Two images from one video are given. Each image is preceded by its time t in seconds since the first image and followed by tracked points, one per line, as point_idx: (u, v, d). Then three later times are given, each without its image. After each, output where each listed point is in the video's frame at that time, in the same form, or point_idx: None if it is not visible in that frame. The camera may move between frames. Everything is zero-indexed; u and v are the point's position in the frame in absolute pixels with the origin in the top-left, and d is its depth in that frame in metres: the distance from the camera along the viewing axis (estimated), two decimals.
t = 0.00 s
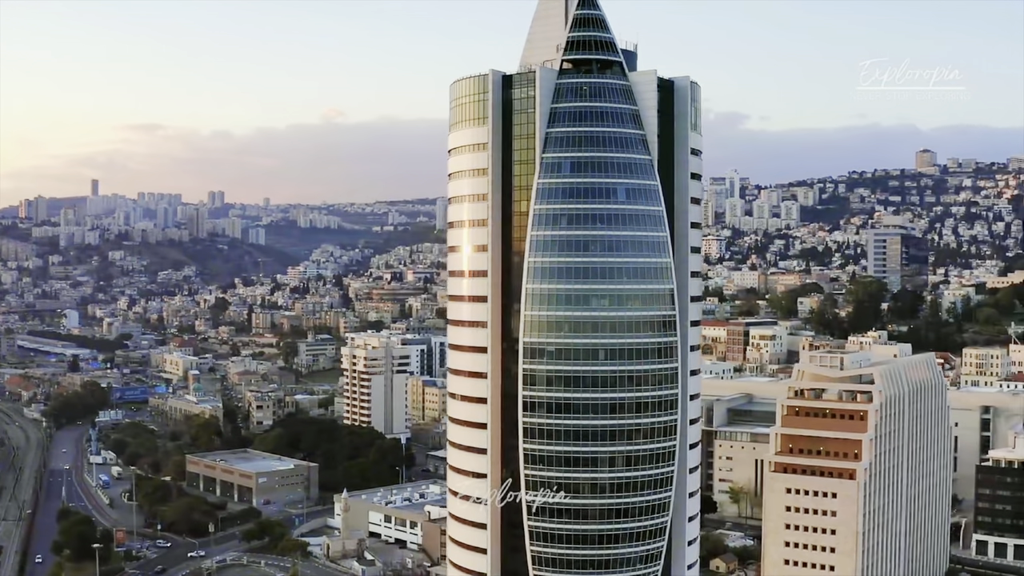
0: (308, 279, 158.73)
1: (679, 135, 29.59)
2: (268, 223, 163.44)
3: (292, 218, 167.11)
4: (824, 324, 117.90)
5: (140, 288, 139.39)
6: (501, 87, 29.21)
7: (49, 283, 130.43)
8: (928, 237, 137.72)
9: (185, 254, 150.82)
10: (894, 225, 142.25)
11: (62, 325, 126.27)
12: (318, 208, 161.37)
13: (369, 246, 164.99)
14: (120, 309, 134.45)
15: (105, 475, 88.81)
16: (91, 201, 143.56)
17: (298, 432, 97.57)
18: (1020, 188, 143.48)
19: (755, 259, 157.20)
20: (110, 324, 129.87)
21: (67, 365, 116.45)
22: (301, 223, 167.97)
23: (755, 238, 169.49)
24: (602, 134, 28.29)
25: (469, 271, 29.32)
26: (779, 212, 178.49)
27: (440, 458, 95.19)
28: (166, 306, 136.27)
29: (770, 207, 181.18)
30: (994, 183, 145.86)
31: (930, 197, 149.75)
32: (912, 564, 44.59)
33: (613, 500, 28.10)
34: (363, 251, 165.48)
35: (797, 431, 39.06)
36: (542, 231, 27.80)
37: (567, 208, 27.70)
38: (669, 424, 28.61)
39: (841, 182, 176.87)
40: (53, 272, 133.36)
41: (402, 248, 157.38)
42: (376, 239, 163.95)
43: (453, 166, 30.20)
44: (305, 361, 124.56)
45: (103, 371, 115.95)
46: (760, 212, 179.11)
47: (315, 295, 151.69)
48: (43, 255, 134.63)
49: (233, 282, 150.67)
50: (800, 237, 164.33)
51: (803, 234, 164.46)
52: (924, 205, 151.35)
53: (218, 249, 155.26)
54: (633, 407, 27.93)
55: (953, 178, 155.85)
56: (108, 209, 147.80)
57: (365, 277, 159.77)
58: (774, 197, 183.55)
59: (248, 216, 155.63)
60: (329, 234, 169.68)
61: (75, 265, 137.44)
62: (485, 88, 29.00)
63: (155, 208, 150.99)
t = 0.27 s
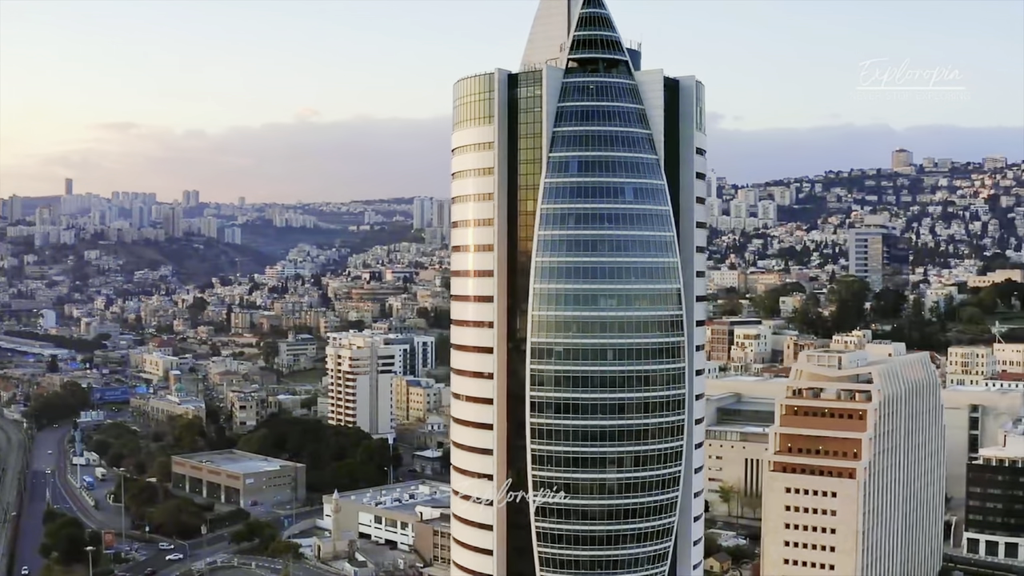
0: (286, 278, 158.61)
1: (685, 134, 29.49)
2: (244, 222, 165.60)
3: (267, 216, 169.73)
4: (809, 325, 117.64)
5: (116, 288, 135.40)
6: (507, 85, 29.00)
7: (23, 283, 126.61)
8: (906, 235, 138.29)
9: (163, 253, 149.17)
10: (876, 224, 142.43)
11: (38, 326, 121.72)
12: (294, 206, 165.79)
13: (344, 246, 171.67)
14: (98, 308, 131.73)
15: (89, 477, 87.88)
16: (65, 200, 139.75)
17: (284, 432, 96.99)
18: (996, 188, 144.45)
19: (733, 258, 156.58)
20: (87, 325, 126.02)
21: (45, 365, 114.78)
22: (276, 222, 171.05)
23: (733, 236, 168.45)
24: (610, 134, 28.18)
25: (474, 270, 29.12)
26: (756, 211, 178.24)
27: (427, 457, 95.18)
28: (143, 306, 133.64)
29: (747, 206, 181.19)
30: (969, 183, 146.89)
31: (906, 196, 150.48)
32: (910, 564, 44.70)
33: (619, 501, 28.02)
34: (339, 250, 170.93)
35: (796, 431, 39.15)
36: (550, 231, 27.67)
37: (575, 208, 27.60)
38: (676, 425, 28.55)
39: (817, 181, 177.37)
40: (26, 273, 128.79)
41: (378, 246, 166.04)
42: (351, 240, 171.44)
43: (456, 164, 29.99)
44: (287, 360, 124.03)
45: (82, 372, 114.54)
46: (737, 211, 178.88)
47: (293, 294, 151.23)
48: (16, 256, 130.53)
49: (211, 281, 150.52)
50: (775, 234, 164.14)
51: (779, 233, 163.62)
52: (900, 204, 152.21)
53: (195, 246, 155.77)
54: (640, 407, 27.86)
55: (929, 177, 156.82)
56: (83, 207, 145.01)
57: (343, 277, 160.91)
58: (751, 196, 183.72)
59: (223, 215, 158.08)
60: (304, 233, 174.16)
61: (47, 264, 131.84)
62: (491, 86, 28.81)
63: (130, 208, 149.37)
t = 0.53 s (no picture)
0: (264, 278, 158.24)
1: (691, 134, 29.39)
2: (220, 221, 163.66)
3: (243, 216, 168.73)
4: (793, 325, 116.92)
5: (93, 288, 133.70)
6: (512, 85, 28.79)
7: None
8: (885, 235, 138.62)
9: (139, 253, 147.87)
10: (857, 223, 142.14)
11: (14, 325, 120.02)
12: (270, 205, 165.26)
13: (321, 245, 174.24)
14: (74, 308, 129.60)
15: (73, 478, 86.91)
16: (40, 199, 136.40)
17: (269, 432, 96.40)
18: (971, 189, 145.50)
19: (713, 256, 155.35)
20: (65, 325, 124.09)
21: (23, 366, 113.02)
22: (251, 220, 170.17)
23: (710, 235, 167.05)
24: (617, 133, 28.06)
25: (479, 270, 28.93)
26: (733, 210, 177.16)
27: (413, 457, 95.07)
28: (121, 306, 132.32)
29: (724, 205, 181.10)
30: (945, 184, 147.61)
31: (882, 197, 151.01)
32: (906, 563, 44.86)
33: (626, 502, 27.96)
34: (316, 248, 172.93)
35: (795, 430, 39.37)
36: (557, 231, 27.55)
37: (583, 208, 27.49)
38: (683, 425, 28.53)
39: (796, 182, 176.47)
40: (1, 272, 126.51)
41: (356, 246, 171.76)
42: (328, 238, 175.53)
43: (460, 163, 29.80)
44: (267, 360, 123.28)
45: (61, 372, 113.01)
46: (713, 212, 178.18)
47: (272, 294, 150.76)
48: None
49: (187, 280, 149.56)
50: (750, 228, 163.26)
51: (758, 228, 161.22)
52: (876, 204, 152.82)
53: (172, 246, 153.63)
54: (647, 407, 27.82)
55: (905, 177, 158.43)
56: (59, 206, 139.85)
57: (322, 277, 162.52)
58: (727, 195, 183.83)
59: (198, 215, 155.46)
60: (280, 233, 174.53)
61: (24, 263, 130.04)
62: (497, 85, 28.61)
63: (105, 207, 146.39)
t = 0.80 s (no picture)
0: (241, 278, 156.90)
1: (695, 134, 29.28)
2: (196, 220, 159.88)
3: (217, 216, 162.89)
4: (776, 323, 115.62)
5: (68, 287, 132.04)
6: (518, 83, 28.56)
7: None
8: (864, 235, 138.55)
9: (114, 253, 145.86)
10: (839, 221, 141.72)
11: None
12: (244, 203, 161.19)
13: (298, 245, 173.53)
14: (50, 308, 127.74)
15: (56, 480, 86.07)
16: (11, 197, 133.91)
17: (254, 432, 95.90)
18: (946, 189, 146.40)
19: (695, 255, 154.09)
20: (42, 325, 122.89)
21: None
22: (226, 220, 165.41)
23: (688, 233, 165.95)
24: (624, 132, 27.91)
25: (483, 270, 28.76)
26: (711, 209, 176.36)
27: (399, 457, 94.74)
28: (98, 305, 131.48)
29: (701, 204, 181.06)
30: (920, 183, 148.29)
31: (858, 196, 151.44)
32: (902, 562, 45.02)
33: (633, 503, 27.84)
34: (292, 248, 172.39)
35: (794, 430, 39.57)
36: (564, 231, 27.38)
37: (590, 208, 27.33)
38: (689, 426, 28.46)
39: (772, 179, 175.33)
40: None
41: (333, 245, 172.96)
42: (303, 238, 174.86)
43: (463, 163, 29.62)
44: (247, 360, 122.44)
45: (38, 373, 111.60)
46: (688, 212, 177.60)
47: (249, 294, 150.08)
48: None
49: (163, 280, 147.66)
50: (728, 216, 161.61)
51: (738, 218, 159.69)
52: (852, 203, 153.23)
53: (147, 247, 150.37)
54: (654, 408, 27.71)
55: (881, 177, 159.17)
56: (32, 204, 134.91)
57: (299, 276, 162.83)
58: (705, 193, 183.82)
59: (173, 214, 148.94)
60: (256, 233, 171.98)
61: None
62: (502, 83, 28.37)
63: (80, 207, 140.73)
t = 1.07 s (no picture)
0: (218, 278, 158.46)
1: (700, 133, 29.24)
2: (171, 219, 154.26)
3: (194, 215, 160.05)
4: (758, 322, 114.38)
5: (43, 288, 127.52)
6: (523, 82, 28.40)
7: None
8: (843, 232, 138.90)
9: (88, 252, 139.66)
10: (819, 221, 140.76)
11: None
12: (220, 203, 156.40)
13: (274, 244, 180.01)
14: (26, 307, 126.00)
15: (39, 482, 85.10)
16: None
17: (240, 432, 95.28)
18: (921, 188, 147.23)
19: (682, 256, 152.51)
20: (19, 325, 121.70)
21: None
22: (201, 220, 162.23)
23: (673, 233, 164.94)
24: (630, 132, 27.89)
25: (486, 270, 28.69)
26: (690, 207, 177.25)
27: (386, 458, 94.56)
28: (76, 304, 128.38)
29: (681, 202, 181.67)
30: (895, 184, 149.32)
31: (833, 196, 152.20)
32: (898, 561, 45.27)
33: (641, 504, 27.86)
34: (268, 247, 178.16)
35: (793, 429, 39.72)
36: (570, 231, 27.33)
37: (597, 208, 27.28)
38: (695, 426, 28.48)
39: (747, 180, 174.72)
40: None
41: (310, 244, 183.90)
42: (278, 237, 181.28)
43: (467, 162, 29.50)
44: (227, 361, 121.79)
45: (16, 375, 110.40)
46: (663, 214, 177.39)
47: (227, 294, 151.60)
48: None
49: (139, 280, 144.19)
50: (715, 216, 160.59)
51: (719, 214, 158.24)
52: (828, 202, 153.84)
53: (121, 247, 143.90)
54: (661, 408, 27.73)
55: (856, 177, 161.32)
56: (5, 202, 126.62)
57: (276, 276, 168.44)
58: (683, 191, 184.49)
59: (148, 213, 141.82)
60: (231, 232, 171.51)
61: None
62: (507, 83, 28.30)
63: (56, 206, 131.23)
